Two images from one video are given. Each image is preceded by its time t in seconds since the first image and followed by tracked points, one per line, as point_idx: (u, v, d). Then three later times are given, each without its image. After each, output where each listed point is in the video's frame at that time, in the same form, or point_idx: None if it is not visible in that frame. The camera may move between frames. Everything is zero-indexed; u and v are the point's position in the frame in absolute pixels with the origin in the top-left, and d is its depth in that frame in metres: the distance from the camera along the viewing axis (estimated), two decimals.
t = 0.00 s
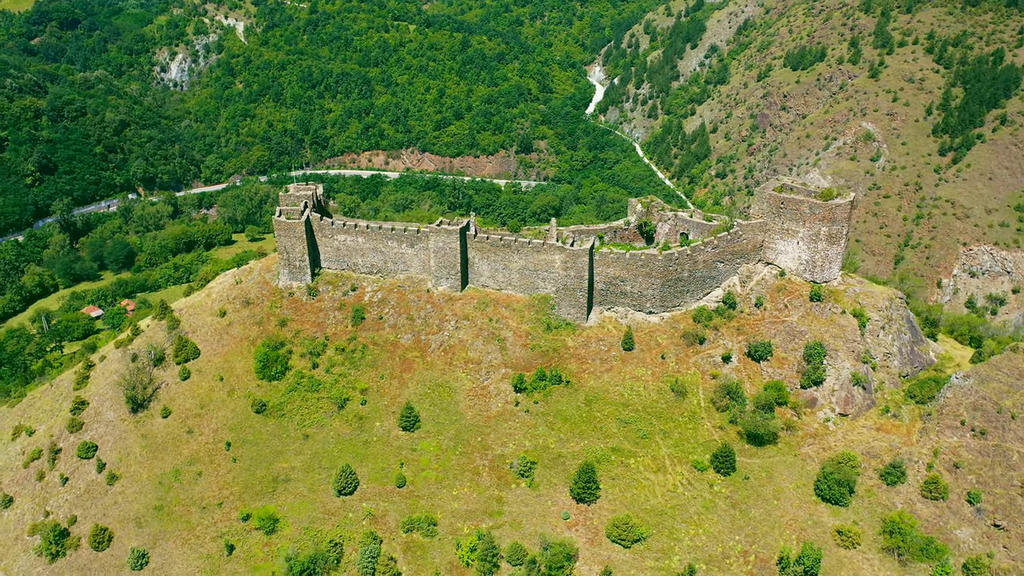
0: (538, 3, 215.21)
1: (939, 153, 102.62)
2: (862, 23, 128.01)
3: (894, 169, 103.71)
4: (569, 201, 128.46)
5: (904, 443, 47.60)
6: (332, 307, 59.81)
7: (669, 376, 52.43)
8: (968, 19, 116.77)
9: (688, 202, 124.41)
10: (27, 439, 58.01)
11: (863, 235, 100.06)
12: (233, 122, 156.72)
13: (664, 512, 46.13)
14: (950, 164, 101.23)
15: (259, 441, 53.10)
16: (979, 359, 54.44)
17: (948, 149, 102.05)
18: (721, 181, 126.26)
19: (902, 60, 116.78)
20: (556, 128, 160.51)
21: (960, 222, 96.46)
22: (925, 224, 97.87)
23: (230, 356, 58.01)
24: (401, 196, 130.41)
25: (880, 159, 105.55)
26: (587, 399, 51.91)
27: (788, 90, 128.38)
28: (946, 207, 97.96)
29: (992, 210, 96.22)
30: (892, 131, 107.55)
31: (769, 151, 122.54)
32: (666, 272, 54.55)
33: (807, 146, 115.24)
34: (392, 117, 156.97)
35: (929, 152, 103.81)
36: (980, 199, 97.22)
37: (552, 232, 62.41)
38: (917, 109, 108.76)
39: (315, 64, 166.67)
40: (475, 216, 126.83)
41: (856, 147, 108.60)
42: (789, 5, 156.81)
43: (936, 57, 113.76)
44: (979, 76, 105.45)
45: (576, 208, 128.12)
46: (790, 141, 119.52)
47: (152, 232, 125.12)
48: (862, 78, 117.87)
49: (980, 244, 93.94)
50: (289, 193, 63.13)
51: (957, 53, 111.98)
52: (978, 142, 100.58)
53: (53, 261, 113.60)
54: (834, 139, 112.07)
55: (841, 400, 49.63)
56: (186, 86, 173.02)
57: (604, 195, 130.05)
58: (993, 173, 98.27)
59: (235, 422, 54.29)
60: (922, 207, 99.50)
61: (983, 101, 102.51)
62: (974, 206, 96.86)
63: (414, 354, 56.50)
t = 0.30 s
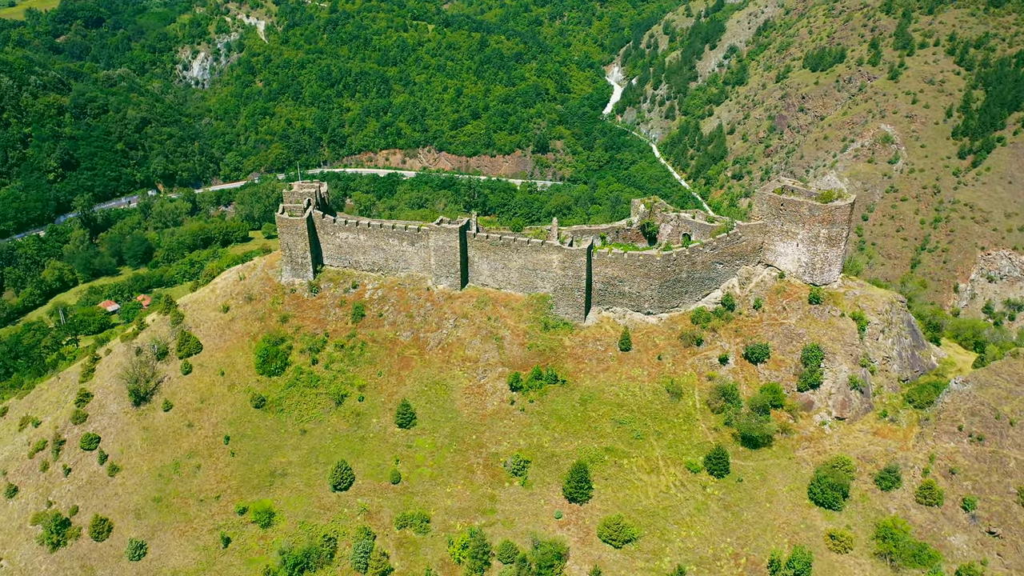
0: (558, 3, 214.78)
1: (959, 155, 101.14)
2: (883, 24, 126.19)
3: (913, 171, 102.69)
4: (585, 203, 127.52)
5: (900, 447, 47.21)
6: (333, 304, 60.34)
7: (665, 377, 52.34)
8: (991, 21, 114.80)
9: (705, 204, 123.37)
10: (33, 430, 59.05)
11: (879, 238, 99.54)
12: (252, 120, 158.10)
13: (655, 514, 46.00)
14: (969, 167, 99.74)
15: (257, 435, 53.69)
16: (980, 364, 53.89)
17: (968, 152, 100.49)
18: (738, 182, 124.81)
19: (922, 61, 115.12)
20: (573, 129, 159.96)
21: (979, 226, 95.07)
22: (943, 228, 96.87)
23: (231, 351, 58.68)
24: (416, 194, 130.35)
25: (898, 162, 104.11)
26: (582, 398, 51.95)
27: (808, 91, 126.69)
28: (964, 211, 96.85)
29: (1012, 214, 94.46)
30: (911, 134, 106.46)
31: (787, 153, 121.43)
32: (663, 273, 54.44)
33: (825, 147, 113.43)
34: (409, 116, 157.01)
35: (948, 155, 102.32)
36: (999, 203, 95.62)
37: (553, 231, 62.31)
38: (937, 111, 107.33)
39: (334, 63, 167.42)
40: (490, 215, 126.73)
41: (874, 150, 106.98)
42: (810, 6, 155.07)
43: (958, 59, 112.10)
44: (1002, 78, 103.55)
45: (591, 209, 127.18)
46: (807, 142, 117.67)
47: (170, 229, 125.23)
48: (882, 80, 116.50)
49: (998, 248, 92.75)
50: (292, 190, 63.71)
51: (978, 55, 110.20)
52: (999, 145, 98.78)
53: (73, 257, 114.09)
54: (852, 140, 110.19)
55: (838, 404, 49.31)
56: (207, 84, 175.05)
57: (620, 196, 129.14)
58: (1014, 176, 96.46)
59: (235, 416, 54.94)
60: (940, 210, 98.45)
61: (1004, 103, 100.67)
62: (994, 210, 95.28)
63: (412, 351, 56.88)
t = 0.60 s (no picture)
0: (579, 3, 214.37)
1: (980, 158, 99.72)
2: (906, 25, 124.49)
3: (931, 175, 101.87)
4: (602, 203, 126.05)
5: (896, 452, 46.81)
6: (335, 301, 60.89)
7: (662, 378, 52.23)
8: (1016, 22, 112.78)
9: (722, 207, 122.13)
10: (40, 421, 60.14)
11: (897, 242, 98.88)
12: (273, 118, 158.53)
13: (648, 514, 45.90)
14: (990, 170, 98.13)
15: (257, 430, 54.31)
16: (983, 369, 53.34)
17: (989, 155, 98.89)
18: (755, 184, 123.90)
19: (945, 63, 113.40)
20: (591, 129, 159.45)
21: (1001, 230, 92.67)
22: (963, 232, 95.15)
23: (234, 346, 59.38)
24: (433, 194, 129.86)
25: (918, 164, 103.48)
26: (578, 398, 51.99)
27: (827, 93, 125.65)
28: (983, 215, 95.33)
29: None
30: (931, 137, 105.28)
31: (805, 154, 120.23)
32: (662, 274, 54.33)
33: (844, 149, 112.56)
34: (428, 115, 157.20)
35: (969, 157, 101.03)
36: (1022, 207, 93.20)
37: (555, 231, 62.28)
38: (959, 113, 105.61)
39: (354, 63, 168.35)
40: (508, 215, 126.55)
41: (894, 151, 106.61)
42: (832, 7, 153.42)
43: (981, 60, 110.33)
44: None
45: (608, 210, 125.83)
46: (826, 144, 116.54)
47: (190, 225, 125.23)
48: (903, 82, 115.08)
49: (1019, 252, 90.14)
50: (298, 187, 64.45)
51: (1002, 57, 108.34)
52: (1021, 148, 96.87)
53: (93, 252, 115.86)
54: (871, 143, 109.74)
55: (835, 408, 48.98)
56: (229, 83, 176.87)
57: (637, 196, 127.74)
58: None
59: (235, 411, 55.61)
60: (960, 213, 97.04)
61: None
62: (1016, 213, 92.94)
63: (412, 349, 57.24)
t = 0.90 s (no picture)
0: (596, 3, 213.75)
1: (997, 161, 98.48)
2: (925, 26, 123.03)
3: (948, 177, 100.41)
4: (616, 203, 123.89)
5: (890, 456, 46.49)
6: (335, 298, 61.39)
7: (656, 378, 52.21)
8: None
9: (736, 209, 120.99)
10: (45, 413, 61.13)
11: (912, 245, 97.74)
12: (290, 116, 159.89)
13: (638, 514, 45.83)
14: (1008, 173, 96.91)
15: (254, 424, 54.87)
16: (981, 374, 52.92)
17: (1007, 157, 97.60)
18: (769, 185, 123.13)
19: (964, 64, 111.61)
20: (606, 129, 158.93)
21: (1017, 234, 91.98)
22: (979, 235, 94.25)
23: (234, 342, 60.02)
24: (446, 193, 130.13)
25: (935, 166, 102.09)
26: (572, 398, 52.09)
27: (844, 94, 124.57)
28: (1001, 218, 94.01)
29: None
30: (948, 139, 103.77)
31: (820, 156, 119.10)
32: (658, 274, 54.31)
33: (860, 151, 111.40)
34: (443, 114, 157.46)
35: (986, 160, 99.67)
36: None
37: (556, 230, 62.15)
38: (976, 115, 104.18)
39: (371, 62, 169.02)
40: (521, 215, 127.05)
41: (910, 154, 105.20)
42: (851, 7, 151.91)
43: (1000, 62, 108.77)
44: None
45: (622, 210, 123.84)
46: (841, 146, 115.52)
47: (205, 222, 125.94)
48: (921, 83, 113.75)
49: None
50: (299, 185, 65.03)
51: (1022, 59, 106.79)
52: None
53: (110, 247, 117.19)
54: (888, 145, 108.45)
55: (830, 411, 48.76)
56: (248, 81, 178.29)
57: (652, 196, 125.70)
58: None
59: (234, 405, 56.21)
60: (976, 217, 95.98)
61: None
62: None
63: (409, 346, 57.59)
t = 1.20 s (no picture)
0: (614, 2, 212.98)
1: (1016, 164, 97.22)
2: (945, 27, 121.51)
3: (965, 180, 99.23)
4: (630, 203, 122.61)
5: (884, 460, 46.21)
6: (335, 295, 61.85)
7: (651, 379, 52.17)
8: None
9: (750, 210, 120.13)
10: (50, 405, 62.07)
11: (927, 248, 96.72)
12: (307, 115, 160.99)
13: (629, 514, 45.76)
14: None
15: (252, 419, 55.46)
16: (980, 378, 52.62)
17: None
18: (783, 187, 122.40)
19: (983, 66, 109.87)
20: (622, 129, 158.32)
21: None
22: (996, 239, 93.16)
23: (235, 337, 60.66)
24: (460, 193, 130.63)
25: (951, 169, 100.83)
26: (566, 397, 52.17)
27: (861, 95, 123.46)
28: (1018, 222, 92.80)
29: None
30: (966, 141, 102.31)
31: (836, 158, 117.91)
32: (655, 274, 54.22)
33: (876, 153, 110.22)
34: (459, 114, 157.73)
35: (1005, 163, 98.39)
36: None
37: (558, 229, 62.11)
38: (996, 118, 102.55)
39: (388, 61, 169.63)
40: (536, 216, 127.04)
41: (927, 156, 103.80)
42: (871, 8, 150.30)
43: (1021, 64, 107.13)
44: None
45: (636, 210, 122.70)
46: (857, 147, 114.39)
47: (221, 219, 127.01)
48: (939, 84, 112.34)
49: None
50: (302, 183, 65.52)
51: None
52: None
53: (127, 243, 118.66)
54: (905, 147, 107.19)
55: (824, 413, 48.49)
56: (266, 80, 179.66)
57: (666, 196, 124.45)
58: None
59: (233, 400, 56.83)
60: (993, 221, 94.84)
61: None
62: None
63: (406, 344, 57.96)
